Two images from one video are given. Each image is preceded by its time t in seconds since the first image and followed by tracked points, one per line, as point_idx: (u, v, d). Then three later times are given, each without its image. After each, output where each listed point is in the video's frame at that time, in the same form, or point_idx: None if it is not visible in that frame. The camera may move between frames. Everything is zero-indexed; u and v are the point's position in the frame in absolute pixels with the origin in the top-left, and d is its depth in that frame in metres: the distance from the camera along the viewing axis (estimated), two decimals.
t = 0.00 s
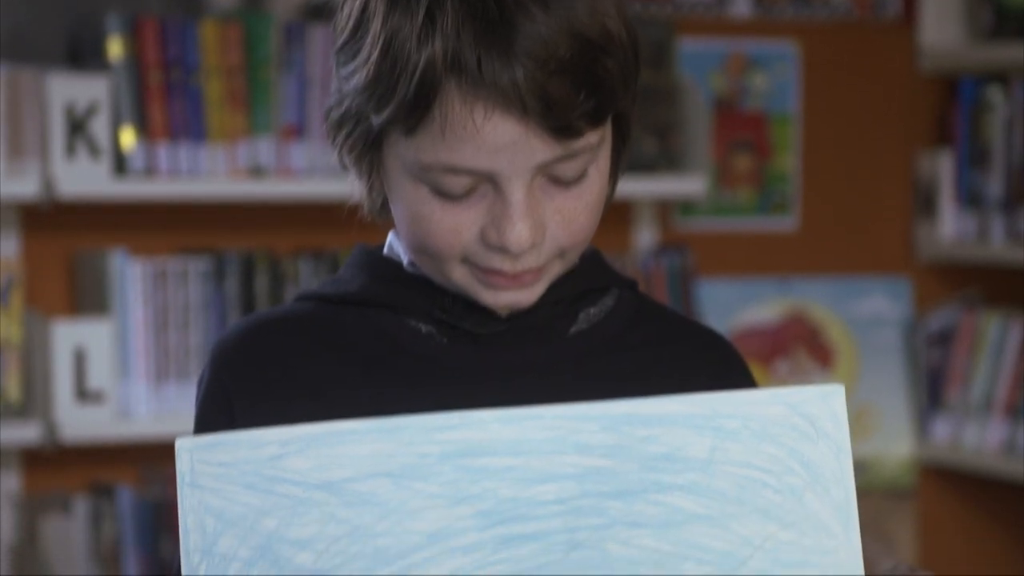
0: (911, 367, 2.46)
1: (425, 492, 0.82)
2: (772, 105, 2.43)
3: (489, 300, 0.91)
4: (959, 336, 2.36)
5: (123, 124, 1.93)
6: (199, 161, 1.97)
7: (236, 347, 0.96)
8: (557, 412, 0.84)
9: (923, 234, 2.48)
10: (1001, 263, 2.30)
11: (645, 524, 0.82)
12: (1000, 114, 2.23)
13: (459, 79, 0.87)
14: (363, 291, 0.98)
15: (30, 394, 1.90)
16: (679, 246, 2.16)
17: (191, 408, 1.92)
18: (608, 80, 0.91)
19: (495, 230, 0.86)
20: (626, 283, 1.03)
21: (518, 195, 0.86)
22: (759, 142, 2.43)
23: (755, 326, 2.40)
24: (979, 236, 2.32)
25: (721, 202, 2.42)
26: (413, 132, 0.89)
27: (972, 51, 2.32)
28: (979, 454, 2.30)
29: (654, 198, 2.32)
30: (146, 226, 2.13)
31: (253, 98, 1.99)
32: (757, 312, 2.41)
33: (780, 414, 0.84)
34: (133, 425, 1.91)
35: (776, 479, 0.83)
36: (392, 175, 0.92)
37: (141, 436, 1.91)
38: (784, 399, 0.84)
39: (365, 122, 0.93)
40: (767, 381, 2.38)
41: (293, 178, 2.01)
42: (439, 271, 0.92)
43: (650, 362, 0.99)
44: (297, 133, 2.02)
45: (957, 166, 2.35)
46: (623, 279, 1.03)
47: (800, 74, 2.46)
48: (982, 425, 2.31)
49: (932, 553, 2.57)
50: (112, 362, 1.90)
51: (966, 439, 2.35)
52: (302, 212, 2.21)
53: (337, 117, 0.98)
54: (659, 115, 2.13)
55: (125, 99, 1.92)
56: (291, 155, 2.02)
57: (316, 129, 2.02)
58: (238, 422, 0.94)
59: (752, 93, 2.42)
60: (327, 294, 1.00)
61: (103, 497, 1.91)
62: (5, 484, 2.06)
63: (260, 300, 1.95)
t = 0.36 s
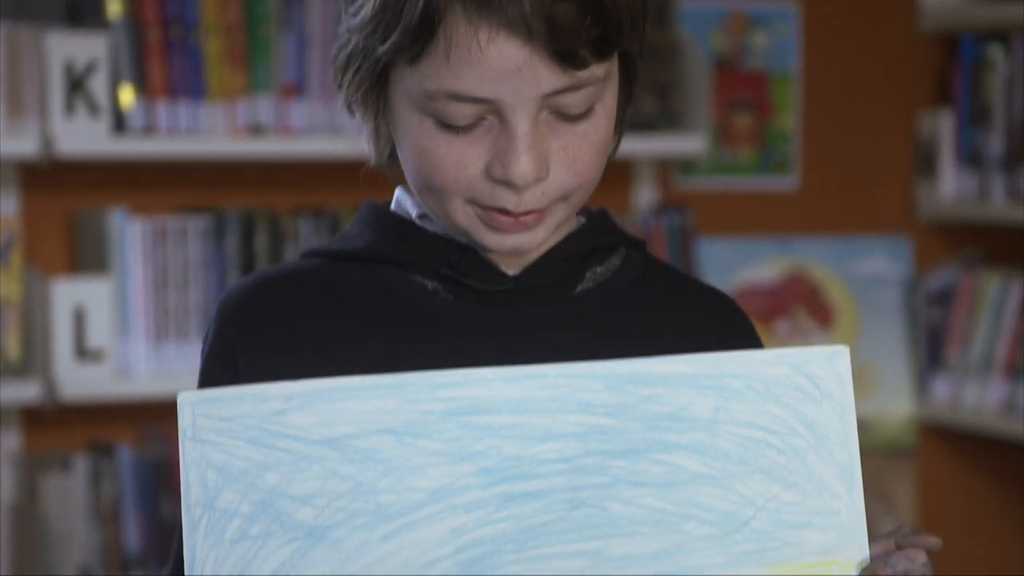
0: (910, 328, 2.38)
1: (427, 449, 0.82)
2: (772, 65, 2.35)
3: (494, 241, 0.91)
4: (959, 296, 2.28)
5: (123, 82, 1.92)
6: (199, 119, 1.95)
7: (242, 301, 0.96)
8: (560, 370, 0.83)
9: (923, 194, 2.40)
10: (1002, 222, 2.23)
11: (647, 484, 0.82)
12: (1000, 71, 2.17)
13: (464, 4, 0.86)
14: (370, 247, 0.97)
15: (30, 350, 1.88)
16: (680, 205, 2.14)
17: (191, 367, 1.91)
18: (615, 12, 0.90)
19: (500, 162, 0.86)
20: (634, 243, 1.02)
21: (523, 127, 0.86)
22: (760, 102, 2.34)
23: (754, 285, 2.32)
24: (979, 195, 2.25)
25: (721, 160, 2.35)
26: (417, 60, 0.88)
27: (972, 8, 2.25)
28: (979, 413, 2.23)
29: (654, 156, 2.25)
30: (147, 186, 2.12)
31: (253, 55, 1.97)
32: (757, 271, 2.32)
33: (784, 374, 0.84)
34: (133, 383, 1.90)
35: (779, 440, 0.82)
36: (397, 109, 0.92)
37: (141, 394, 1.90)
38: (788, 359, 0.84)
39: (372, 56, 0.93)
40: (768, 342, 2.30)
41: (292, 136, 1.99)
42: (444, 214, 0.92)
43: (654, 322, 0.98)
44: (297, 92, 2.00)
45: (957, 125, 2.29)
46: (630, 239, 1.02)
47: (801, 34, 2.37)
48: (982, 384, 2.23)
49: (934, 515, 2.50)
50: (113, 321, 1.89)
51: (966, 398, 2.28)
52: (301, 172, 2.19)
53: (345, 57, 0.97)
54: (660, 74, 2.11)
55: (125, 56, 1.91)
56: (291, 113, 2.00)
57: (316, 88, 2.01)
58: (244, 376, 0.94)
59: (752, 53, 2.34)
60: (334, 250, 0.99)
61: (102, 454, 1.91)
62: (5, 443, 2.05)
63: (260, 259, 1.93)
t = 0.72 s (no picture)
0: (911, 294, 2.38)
1: (425, 412, 0.82)
2: (772, 30, 2.34)
3: (495, 217, 0.90)
4: (959, 262, 2.28)
5: (123, 48, 1.91)
6: (198, 85, 1.94)
7: (241, 267, 0.95)
8: (558, 333, 0.83)
9: (924, 159, 2.38)
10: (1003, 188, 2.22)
11: (646, 446, 0.82)
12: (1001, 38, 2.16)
13: None
14: (369, 213, 0.97)
15: (29, 317, 1.88)
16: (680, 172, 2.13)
17: (190, 333, 1.91)
18: None
19: (500, 141, 0.86)
20: (634, 209, 1.02)
21: (524, 108, 0.86)
22: (760, 68, 2.33)
23: (755, 252, 2.31)
24: (980, 161, 2.24)
25: (721, 127, 2.34)
26: (418, 41, 0.88)
27: None
28: (979, 380, 2.21)
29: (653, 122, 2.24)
30: (147, 151, 2.11)
31: (252, 21, 1.97)
32: (757, 237, 2.32)
33: (783, 337, 0.84)
34: (133, 348, 1.89)
35: (779, 402, 0.82)
36: (398, 88, 0.91)
37: (140, 360, 1.89)
38: (787, 322, 0.84)
39: (372, 33, 0.92)
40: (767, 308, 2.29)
41: (292, 102, 1.97)
42: (444, 189, 0.92)
43: (653, 288, 0.97)
44: (297, 58, 1.99)
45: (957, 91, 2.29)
46: (630, 204, 1.01)
47: None
48: (982, 351, 2.22)
49: (936, 482, 2.49)
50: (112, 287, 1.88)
51: (966, 364, 2.27)
52: (301, 138, 2.18)
53: (343, 31, 0.96)
54: (658, 40, 2.12)
55: (125, 23, 1.91)
56: (291, 79, 1.98)
57: (316, 54, 2.00)
58: (244, 343, 0.93)
59: (752, 18, 2.32)
60: (333, 216, 0.99)
61: (102, 420, 1.91)
62: (5, 410, 2.05)
63: (260, 225, 1.93)
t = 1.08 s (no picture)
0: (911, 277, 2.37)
1: (426, 394, 0.82)
2: (772, 10, 2.32)
3: (487, 198, 0.90)
4: (959, 243, 2.27)
5: (122, 29, 1.90)
6: (198, 66, 1.93)
7: (240, 247, 0.95)
8: (561, 315, 0.83)
9: (924, 140, 2.39)
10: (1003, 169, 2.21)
11: (646, 428, 0.82)
12: (1002, 20, 2.15)
13: None
14: (368, 192, 0.96)
15: (30, 297, 1.87)
16: (680, 153, 2.13)
17: (190, 315, 1.90)
18: None
19: (492, 124, 0.85)
20: (634, 187, 1.01)
21: (516, 91, 0.85)
22: (760, 49, 2.32)
23: (756, 233, 2.30)
24: (980, 142, 2.23)
25: (721, 108, 2.33)
26: (411, 22, 0.86)
27: None
28: (979, 361, 2.21)
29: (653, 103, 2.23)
30: (147, 132, 2.10)
31: (252, 2, 1.97)
32: (757, 219, 2.31)
33: (784, 318, 0.84)
34: (133, 329, 1.89)
35: (779, 383, 0.82)
36: (392, 68, 0.91)
37: (140, 340, 1.88)
38: (788, 303, 0.84)
39: (367, 12, 0.91)
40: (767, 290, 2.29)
41: (292, 83, 1.96)
42: (439, 169, 0.91)
43: (653, 271, 0.97)
44: (297, 39, 1.98)
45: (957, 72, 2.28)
46: (631, 182, 1.01)
47: None
48: (982, 332, 2.22)
49: (934, 462, 2.51)
50: (112, 268, 1.87)
51: (966, 346, 2.27)
52: (301, 118, 2.17)
53: (340, 8, 0.95)
54: (658, 22, 2.12)
55: (124, 4, 1.90)
56: (291, 60, 1.97)
57: (316, 35, 1.98)
58: (243, 325, 0.93)
59: None
60: (333, 195, 0.98)
61: (102, 401, 1.91)
62: (5, 391, 2.04)
63: (260, 206, 1.93)
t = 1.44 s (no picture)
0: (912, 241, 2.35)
1: (425, 356, 0.82)
2: None
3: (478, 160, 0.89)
4: (958, 208, 2.24)
5: None
6: (197, 30, 1.92)
7: (239, 209, 0.94)
8: (560, 278, 0.83)
9: (924, 105, 2.36)
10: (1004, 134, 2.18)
11: (647, 391, 0.82)
12: None
13: None
14: (366, 153, 0.96)
15: (29, 262, 1.87)
16: (681, 117, 2.11)
17: (190, 279, 1.90)
18: None
19: (481, 86, 0.84)
20: (634, 148, 1.01)
21: (505, 53, 0.83)
22: (760, 14, 2.30)
23: (756, 198, 2.29)
24: (980, 107, 2.21)
25: (723, 72, 2.31)
26: None
27: None
28: (979, 326, 2.18)
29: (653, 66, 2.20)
30: (147, 95, 2.09)
31: None
32: (758, 183, 2.29)
33: (784, 282, 0.83)
34: (133, 294, 1.88)
35: (779, 346, 0.82)
36: (384, 26, 0.90)
37: (140, 304, 1.87)
38: (788, 266, 0.83)
39: None
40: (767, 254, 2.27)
41: (291, 47, 1.94)
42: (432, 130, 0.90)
43: (653, 234, 0.96)
44: (297, 2, 1.95)
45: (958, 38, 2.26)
46: (630, 144, 1.01)
47: None
48: (982, 296, 2.20)
49: (934, 428, 2.49)
50: (112, 232, 1.87)
51: (966, 310, 2.24)
52: (301, 82, 2.16)
53: None
54: None
55: None
56: (290, 24, 1.95)
57: None
58: (241, 287, 0.93)
59: None
60: (331, 156, 0.98)
61: (102, 365, 1.91)
62: (5, 354, 2.04)
63: (260, 170, 1.92)
